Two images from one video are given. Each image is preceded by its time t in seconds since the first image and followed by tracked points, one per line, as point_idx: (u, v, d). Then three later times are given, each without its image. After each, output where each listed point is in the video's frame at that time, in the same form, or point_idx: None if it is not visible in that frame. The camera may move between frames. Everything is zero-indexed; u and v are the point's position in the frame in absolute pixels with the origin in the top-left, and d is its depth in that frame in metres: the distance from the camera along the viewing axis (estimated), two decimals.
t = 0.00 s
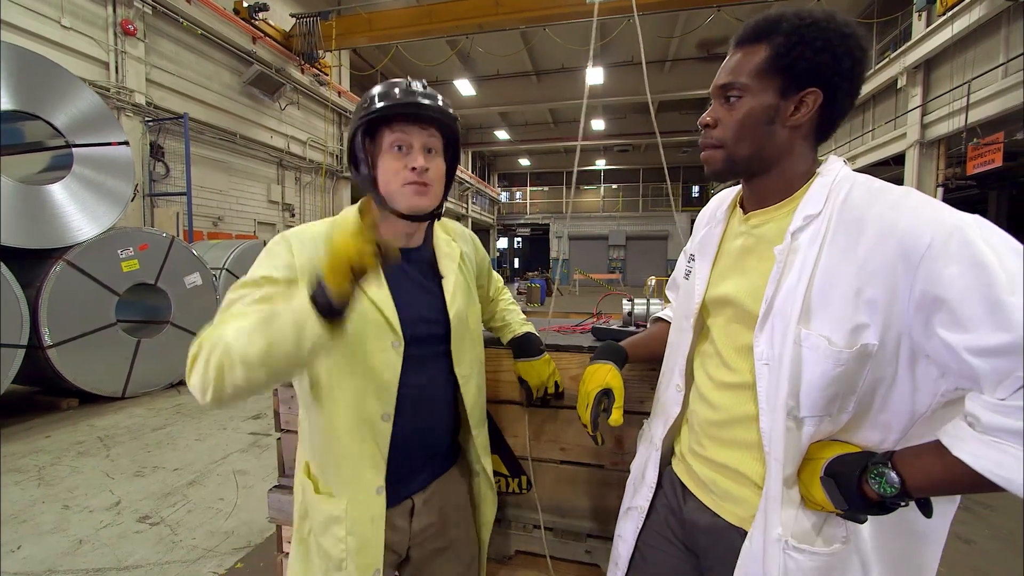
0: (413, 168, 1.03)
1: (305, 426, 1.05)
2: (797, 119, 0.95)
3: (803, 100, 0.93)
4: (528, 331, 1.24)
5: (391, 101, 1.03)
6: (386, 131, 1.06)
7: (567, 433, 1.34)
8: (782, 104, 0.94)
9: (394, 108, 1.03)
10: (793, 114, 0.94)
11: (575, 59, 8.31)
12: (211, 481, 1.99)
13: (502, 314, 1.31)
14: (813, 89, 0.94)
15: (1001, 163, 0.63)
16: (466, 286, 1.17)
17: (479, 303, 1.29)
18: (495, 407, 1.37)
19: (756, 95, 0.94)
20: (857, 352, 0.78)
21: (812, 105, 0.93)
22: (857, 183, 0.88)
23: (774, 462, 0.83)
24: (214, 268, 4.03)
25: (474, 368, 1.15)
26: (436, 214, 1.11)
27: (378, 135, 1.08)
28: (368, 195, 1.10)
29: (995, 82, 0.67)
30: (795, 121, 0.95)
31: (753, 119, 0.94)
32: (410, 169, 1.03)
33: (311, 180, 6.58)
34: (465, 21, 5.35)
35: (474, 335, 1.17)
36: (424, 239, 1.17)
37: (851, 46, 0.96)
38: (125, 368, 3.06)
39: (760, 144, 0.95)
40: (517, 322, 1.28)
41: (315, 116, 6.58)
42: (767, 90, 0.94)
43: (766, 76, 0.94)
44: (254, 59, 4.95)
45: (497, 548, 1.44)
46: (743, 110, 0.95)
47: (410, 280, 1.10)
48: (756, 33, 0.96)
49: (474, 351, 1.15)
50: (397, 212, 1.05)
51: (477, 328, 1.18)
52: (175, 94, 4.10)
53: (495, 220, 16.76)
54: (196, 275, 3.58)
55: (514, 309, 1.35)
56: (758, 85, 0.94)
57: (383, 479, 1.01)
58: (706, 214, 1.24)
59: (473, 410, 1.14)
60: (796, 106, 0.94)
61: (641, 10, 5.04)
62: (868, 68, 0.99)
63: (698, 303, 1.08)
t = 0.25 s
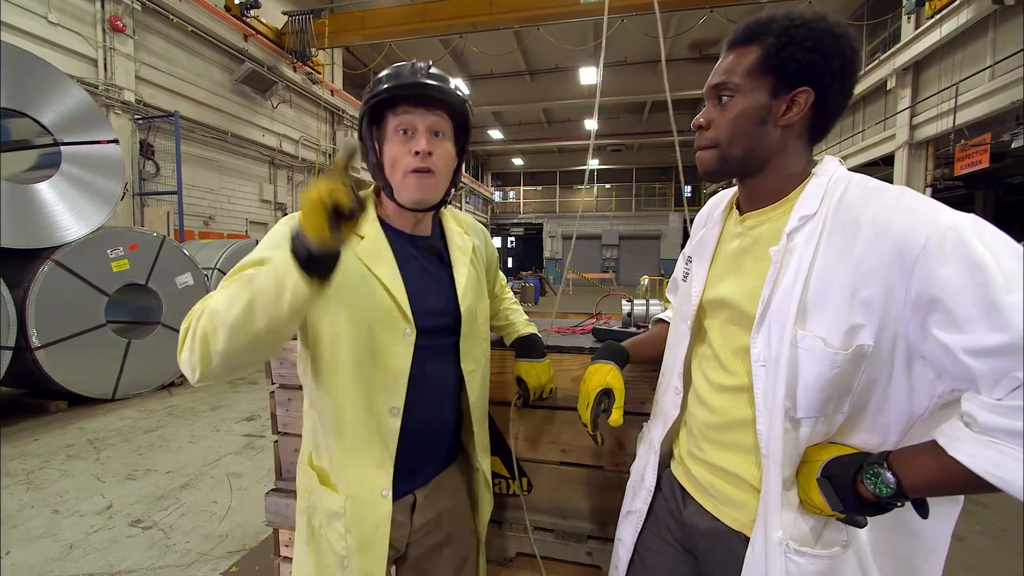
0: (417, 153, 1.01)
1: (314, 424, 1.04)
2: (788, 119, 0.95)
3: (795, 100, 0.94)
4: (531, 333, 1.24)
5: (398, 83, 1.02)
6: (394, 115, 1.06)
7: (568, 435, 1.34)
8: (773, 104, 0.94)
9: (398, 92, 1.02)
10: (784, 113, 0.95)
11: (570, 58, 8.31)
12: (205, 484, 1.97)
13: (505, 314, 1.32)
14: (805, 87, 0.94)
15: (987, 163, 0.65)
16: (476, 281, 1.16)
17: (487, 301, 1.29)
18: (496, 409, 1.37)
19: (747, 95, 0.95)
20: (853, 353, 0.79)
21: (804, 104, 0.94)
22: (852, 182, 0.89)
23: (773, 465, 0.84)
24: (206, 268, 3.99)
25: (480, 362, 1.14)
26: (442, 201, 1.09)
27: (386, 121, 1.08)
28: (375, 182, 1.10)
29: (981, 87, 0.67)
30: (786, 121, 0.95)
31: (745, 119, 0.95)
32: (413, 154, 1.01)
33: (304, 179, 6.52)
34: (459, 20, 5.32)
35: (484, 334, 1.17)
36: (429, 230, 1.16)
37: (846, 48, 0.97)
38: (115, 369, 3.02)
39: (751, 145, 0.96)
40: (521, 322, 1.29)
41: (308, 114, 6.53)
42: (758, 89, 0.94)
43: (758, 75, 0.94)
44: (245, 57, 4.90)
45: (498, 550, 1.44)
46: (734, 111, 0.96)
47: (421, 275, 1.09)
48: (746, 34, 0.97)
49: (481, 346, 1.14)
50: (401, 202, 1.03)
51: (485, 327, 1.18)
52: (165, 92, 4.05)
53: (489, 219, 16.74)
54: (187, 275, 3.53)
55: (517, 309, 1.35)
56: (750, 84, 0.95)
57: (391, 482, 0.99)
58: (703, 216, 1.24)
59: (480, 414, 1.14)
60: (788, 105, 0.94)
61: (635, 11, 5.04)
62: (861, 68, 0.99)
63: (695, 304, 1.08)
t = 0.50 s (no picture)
0: (417, 182, 1.02)
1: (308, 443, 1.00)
2: (783, 119, 0.96)
3: (789, 98, 0.94)
4: (532, 332, 1.26)
5: (403, 107, 1.01)
6: (395, 138, 1.05)
7: (568, 435, 1.34)
8: (768, 102, 0.95)
9: (400, 121, 1.00)
10: (778, 113, 0.96)
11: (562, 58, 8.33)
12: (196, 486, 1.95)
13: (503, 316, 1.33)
14: (798, 86, 0.95)
15: (970, 165, 0.62)
16: (470, 300, 1.18)
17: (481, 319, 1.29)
18: (496, 409, 1.37)
19: (743, 94, 0.95)
20: (843, 355, 0.80)
21: (799, 102, 0.94)
22: (843, 185, 0.90)
23: (764, 464, 0.86)
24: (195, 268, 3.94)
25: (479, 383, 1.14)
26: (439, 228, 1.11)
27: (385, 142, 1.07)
28: (372, 202, 1.11)
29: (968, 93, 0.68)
30: (782, 119, 0.96)
31: (740, 117, 0.95)
32: (414, 183, 1.02)
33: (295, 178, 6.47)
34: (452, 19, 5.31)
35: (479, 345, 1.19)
36: (427, 252, 1.18)
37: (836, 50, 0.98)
38: (102, 371, 2.98)
39: (746, 143, 0.96)
40: (520, 323, 1.31)
41: (298, 113, 6.48)
42: (753, 89, 0.95)
43: (751, 75, 0.95)
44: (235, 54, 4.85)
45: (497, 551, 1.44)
46: (729, 110, 0.96)
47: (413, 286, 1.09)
48: (740, 36, 0.98)
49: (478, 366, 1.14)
50: (399, 231, 1.05)
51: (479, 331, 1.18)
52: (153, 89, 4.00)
53: (481, 219, 16.72)
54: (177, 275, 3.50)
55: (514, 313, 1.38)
56: (744, 84, 0.95)
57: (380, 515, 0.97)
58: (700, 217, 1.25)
59: (479, 416, 1.12)
60: (782, 104, 0.95)
61: (625, 11, 5.06)
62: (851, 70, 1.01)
63: (692, 303, 1.10)
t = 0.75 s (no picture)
0: (425, 168, 1.10)
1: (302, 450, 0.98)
2: (776, 119, 0.97)
3: (782, 99, 0.95)
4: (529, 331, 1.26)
5: (403, 99, 1.05)
6: (393, 129, 1.07)
7: (569, 435, 1.35)
8: (762, 104, 0.96)
9: (391, 113, 1.03)
10: (772, 113, 0.97)
11: (553, 58, 8.32)
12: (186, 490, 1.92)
13: (498, 317, 1.33)
14: (791, 86, 0.96)
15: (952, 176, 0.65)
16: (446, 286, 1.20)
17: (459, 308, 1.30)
18: (494, 409, 1.38)
19: (738, 96, 0.97)
20: (826, 359, 0.82)
21: (792, 104, 0.96)
22: (841, 190, 0.89)
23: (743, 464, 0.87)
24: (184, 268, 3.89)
25: (462, 370, 1.14)
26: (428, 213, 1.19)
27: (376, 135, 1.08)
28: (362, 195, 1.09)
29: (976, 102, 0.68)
30: (775, 120, 0.97)
31: (736, 117, 0.96)
32: (420, 169, 1.09)
33: (285, 177, 6.40)
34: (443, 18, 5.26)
35: (464, 338, 1.17)
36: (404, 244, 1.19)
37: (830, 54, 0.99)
38: (88, 374, 2.92)
39: (741, 145, 0.98)
40: (516, 322, 1.31)
41: (288, 111, 6.40)
42: (747, 91, 0.96)
43: (746, 78, 0.96)
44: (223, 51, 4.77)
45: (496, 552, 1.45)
46: (724, 111, 0.98)
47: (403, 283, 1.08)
48: (735, 40, 1.00)
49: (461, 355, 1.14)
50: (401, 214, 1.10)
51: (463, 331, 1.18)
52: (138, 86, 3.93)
53: (472, 219, 16.66)
54: (165, 275, 3.45)
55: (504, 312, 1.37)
56: (739, 86, 0.97)
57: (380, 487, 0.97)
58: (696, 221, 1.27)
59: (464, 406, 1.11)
60: (775, 105, 0.96)
61: (618, 12, 5.05)
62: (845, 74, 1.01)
63: (687, 305, 1.11)
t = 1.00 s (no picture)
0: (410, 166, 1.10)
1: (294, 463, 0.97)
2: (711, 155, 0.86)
3: (715, 137, 0.85)
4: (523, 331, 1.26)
5: (387, 99, 1.05)
6: (379, 126, 1.07)
7: (566, 433, 1.35)
8: (696, 140, 0.86)
9: (373, 112, 1.03)
10: (707, 149, 0.86)
11: (543, 58, 8.34)
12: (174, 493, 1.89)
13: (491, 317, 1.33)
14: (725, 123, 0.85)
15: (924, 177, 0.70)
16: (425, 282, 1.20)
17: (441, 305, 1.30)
18: (489, 408, 1.37)
19: (676, 128, 0.87)
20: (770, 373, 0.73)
21: (725, 141, 0.86)
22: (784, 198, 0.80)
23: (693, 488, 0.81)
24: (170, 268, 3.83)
25: (443, 364, 1.14)
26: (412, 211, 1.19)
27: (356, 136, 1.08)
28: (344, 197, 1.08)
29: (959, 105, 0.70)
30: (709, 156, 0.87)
31: (669, 153, 0.87)
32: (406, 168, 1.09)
33: (273, 176, 6.33)
34: (434, 17, 5.27)
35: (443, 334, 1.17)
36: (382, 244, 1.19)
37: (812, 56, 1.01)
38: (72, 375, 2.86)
39: (676, 182, 0.88)
40: (508, 321, 1.30)
41: (277, 109, 6.34)
42: (683, 125, 0.86)
43: (685, 110, 0.86)
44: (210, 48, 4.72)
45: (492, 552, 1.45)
46: (663, 144, 0.88)
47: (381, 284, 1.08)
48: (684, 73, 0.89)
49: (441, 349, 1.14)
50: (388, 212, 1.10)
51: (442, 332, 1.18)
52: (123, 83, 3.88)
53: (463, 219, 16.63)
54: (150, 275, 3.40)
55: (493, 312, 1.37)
56: (679, 118, 0.87)
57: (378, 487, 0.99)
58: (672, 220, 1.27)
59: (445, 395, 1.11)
60: (709, 141, 0.86)
61: (607, 13, 5.08)
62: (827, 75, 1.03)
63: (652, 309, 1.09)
